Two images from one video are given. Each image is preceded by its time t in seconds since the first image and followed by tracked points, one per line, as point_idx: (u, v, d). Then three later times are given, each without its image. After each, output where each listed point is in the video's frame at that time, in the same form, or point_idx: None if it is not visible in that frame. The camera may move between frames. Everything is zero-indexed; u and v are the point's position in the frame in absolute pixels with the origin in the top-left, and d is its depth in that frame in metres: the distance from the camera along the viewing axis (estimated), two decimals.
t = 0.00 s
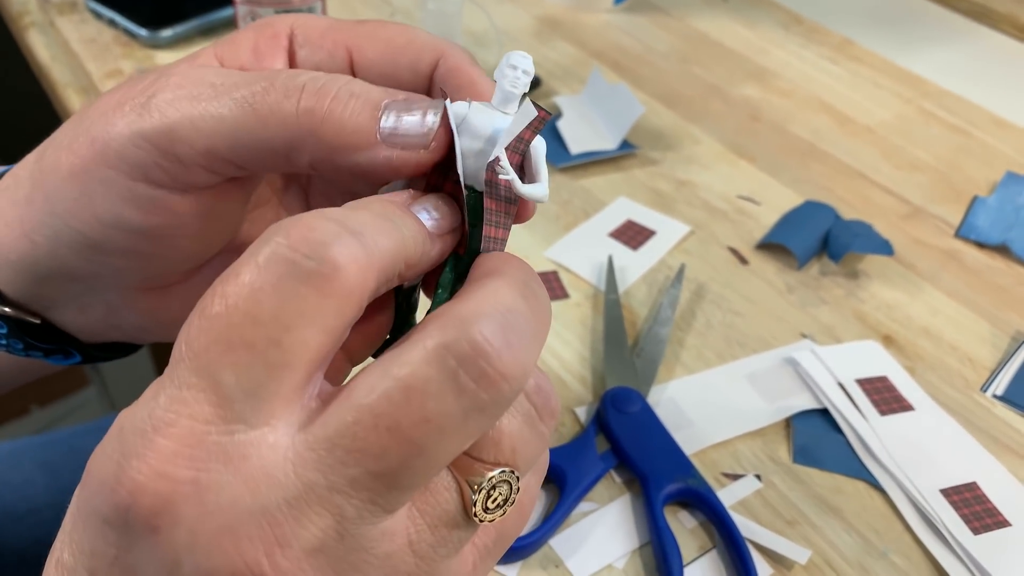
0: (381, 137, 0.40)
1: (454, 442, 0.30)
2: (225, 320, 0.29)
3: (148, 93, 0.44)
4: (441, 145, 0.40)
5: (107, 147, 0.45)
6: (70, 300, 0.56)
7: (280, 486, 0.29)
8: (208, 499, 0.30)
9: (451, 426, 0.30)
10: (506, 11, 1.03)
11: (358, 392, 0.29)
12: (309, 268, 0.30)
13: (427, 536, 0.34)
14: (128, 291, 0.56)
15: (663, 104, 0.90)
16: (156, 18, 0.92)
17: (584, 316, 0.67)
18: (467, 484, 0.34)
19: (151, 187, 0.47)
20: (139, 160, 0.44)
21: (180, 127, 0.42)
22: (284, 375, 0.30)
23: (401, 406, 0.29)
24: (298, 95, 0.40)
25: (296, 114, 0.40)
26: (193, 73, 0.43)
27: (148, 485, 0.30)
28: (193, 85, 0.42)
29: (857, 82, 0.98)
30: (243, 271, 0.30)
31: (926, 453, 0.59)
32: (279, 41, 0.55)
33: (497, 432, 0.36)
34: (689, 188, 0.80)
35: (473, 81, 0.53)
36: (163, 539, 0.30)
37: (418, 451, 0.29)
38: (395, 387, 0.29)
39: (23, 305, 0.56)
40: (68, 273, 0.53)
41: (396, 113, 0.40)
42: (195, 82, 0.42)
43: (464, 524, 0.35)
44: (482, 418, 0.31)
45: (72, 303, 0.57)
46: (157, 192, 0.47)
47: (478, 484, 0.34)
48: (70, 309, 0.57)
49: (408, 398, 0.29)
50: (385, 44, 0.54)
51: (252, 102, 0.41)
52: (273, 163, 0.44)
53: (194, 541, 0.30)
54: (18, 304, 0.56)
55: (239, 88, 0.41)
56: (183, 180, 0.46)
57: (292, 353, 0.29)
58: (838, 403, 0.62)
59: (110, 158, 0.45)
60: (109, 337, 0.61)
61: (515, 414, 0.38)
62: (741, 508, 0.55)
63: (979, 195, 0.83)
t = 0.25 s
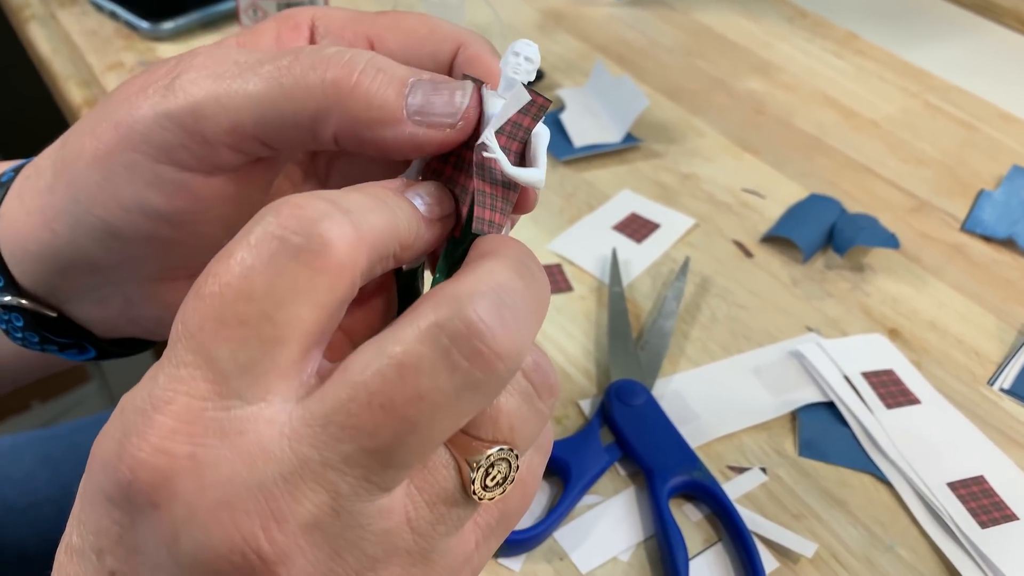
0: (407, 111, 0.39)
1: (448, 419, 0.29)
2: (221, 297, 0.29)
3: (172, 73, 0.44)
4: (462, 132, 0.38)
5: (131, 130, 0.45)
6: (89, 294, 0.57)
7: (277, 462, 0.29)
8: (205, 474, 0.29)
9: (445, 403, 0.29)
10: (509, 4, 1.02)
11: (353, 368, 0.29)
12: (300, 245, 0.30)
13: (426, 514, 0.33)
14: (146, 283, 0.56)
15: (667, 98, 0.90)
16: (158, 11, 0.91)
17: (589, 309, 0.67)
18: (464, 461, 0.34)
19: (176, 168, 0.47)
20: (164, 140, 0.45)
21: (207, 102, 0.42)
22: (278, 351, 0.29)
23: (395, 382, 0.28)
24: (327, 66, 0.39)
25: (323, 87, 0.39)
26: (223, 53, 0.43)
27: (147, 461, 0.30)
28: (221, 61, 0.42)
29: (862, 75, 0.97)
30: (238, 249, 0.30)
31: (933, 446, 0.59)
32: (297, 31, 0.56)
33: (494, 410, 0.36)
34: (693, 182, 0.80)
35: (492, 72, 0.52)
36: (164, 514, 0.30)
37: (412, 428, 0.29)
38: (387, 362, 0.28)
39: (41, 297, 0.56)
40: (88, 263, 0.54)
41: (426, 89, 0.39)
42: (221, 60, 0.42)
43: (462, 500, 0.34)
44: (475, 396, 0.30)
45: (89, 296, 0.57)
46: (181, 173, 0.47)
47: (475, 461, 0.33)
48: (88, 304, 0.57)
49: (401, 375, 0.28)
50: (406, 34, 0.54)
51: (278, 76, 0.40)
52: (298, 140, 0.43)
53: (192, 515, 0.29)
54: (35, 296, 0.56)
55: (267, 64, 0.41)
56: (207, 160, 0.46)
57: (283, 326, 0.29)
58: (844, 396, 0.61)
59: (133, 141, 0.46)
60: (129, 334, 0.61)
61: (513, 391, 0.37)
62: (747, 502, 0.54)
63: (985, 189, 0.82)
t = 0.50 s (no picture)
0: (407, 91, 0.40)
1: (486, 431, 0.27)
2: (244, 345, 0.25)
3: (181, 38, 0.43)
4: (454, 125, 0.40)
5: (138, 96, 0.44)
6: (96, 265, 0.56)
7: (310, 488, 0.28)
8: (239, 502, 0.28)
9: (483, 414, 0.27)
10: None
11: (392, 388, 0.26)
12: (360, 334, 0.24)
13: (450, 512, 0.33)
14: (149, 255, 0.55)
15: (670, 92, 0.90)
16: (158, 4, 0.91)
17: (591, 303, 0.66)
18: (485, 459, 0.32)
19: (183, 137, 0.46)
20: (170, 105, 0.44)
21: (210, 64, 0.41)
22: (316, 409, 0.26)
23: (434, 400, 0.26)
24: (335, 26, 0.39)
25: (328, 48, 0.39)
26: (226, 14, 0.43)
27: (179, 483, 0.28)
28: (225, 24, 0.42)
29: (865, 70, 0.97)
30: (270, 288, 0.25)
31: (937, 441, 0.58)
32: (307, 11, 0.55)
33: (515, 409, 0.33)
34: (696, 176, 0.79)
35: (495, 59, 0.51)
36: (197, 530, 0.28)
37: (449, 442, 0.27)
38: (426, 381, 0.26)
39: (42, 268, 0.56)
40: (92, 232, 0.53)
41: (432, 72, 0.40)
42: (228, 22, 0.41)
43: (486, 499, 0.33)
44: (514, 404, 0.27)
45: (91, 267, 0.56)
46: (189, 138, 0.46)
47: (498, 460, 0.32)
48: (90, 275, 0.57)
49: (441, 392, 0.26)
50: (410, 22, 0.53)
51: (284, 36, 0.40)
52: (301, 105, 0.43)
53: (223, 538, 0.28)
54: (37, 268, 0.56)
55: (273, 25, 0.40)
56: (214, 128, 0.46)
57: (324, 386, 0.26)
58: (848, 391, 0.61)
59: (141, 105, 0.45)
60: (129, 309, 0.61)
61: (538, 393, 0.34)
62: (750, 497, 0.54)
63: (988, 184, 0.82)
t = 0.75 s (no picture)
0: (410, 75, 0.40)
1: (486, 405, 0.30)
2: (281, 305, 0.28)
3: (187, 29, 0.44)
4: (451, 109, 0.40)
5: (144, 84, 0.44)
6: (101, 258, 0.56)
7: (321, 461, 0.29)
8: (251, 474, 0.29)
9: (485, 387, 0.30)
10: None
11: (396, 359, 0.29)
12: (373, 267, 0.29)
13: (460, 496, 0.34)
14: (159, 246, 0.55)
15: (672, 86, 0.89)
16: None
17: (594, 296, 0.66)
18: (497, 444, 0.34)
19: (190, 124, 0.46)
20: (176, 93, 0.44)
21: (216, 54, 0.41)
22: (336, 366, 0.29)
23: (437, 369, 0.29)
24: (340, 11, 0.39)
25: (333, 32, 0.39)
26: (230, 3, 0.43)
27: (192, 458, 0.29)
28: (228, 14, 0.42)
29: (869, 64, 0.96)
30: (309, 250, 0.29)
31: (941, 434, 0.58)
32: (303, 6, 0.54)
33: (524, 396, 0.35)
34: (699, 169, 0.79)
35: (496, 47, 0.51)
36: (208, 510, 0.29)
37: (456, 416, 0.29)
38: (431, 351, 0.29)
39: (51, 261, 0.56)
40: (100, 223, 0.53)
41: (435, 56, 0.40)
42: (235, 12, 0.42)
43: (497, 484, 0.35)
44: (515, 379, 0.30)
45: (100, 260, 0.56)
46: (194, 127, 0.46)
47: (509, 445, 0.34)
48: (99, 268, 0.57)
49: (445, 363, 0.29)
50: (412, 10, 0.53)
51: (289, 21, 0.40)
52: (307, 92, 0.43)
53: (236, 514, 0.29)
54: (44, 261, 0.56)
55: (278, 12, 0.40)
56: (220, 116, 0.45)
57: (347, 345, 0.29)
58: (850, 384, 0.61)
59: (147, 93, 0.45)
60: (140, 301, 0.60)
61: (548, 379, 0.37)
62: (752, 489, 0.54)
63: (993, 178, 0.81)
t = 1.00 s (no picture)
0: (414, 102, 0.40)
1: (506, 396, 0.31)
2: (298, 305, 0.28)
3: (176, 67, 0.43)
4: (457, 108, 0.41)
5: (138, 127, 0.44)
6: (107, 278, 0.56)
7: (343, 458, 0.30)
8: (275, 474, 0.29)
9: (503, 379, 0.31)
10: None
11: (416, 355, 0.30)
12: (385, 265, 0.29)
13: (476, 505, 0.34)
14: (170, 265, 0.55)
15: (674, 85, 0.89)
16: None
17: (595, 295, 0.66)
18: (510, 453, 0.34)
19: (190, 164, 0.46)
20: (173, 137, 0.44)
21: (209, 101, 0.41)
22: (353, 362, 0.29)
23: (456, 361, 0.30)
24: (334, 55, 0.39)
25: (332, 77, 0.39)
26: (219, 44, 0.42)
27: (213, 461, 0.29)
28: (219, 59, 0.41)
29: (871, 62, 0.96)
30: (319, 247, 0.29)
31: (942, 433, 0.58)
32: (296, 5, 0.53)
33: (539, 405, 0.36)
34: (701, 168, 0.79)
35: (491, 32, 0.52)
36: (231, 512, 0.29)
37: (473, 406, 0.30)
38: (449, 345, 0.30)
39: (63, 284, 0.56)
40: (105, 250, 0.53)
41: (434, 77, 0.40)
42: (223, 53, 0.41)
43: (512, 494, 0.35)
44: (532, 370, 0.32)
45: (111, 280, 0.56)
46: (192, 166, 0.46)
47: (523, 454, 0.34)
48: (111, 285, 0.57)
49: (462, 354, 0.30)
50: None
51: (281, 68, 0.40)
52: (307, 127, 0.43)
53: (260, 515, 0.29)
54: (57, 283, 0.56)
55: (269, 52, 0.40)
56: (219, 154, 0.46)
57: (364, 340, 0.29)
58: (852, 383, 0.61)
59: (142, 137, 0.44)
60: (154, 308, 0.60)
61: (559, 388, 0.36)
62: (754, 488, 0.54)
63: (995, 177, 0.81)
